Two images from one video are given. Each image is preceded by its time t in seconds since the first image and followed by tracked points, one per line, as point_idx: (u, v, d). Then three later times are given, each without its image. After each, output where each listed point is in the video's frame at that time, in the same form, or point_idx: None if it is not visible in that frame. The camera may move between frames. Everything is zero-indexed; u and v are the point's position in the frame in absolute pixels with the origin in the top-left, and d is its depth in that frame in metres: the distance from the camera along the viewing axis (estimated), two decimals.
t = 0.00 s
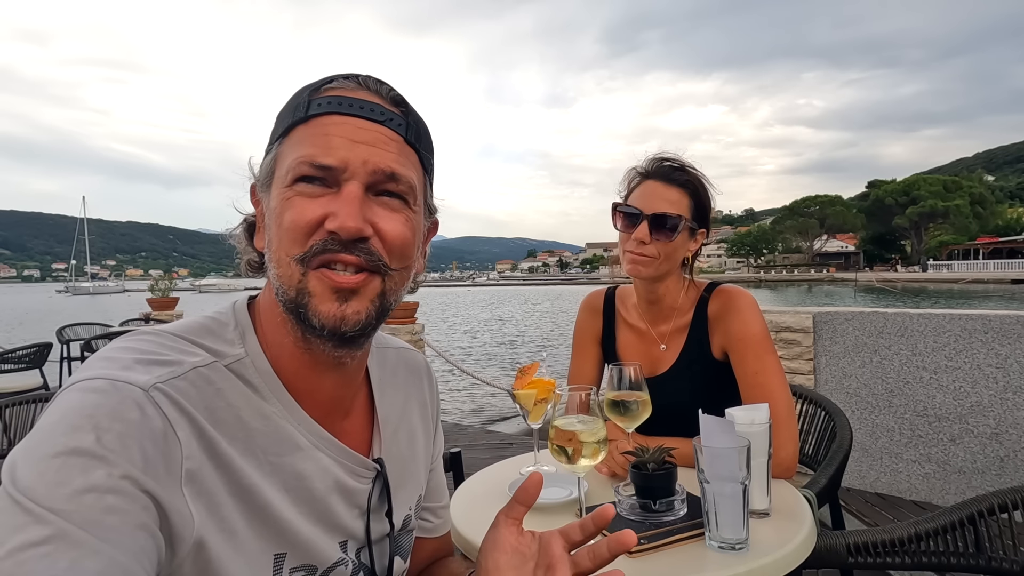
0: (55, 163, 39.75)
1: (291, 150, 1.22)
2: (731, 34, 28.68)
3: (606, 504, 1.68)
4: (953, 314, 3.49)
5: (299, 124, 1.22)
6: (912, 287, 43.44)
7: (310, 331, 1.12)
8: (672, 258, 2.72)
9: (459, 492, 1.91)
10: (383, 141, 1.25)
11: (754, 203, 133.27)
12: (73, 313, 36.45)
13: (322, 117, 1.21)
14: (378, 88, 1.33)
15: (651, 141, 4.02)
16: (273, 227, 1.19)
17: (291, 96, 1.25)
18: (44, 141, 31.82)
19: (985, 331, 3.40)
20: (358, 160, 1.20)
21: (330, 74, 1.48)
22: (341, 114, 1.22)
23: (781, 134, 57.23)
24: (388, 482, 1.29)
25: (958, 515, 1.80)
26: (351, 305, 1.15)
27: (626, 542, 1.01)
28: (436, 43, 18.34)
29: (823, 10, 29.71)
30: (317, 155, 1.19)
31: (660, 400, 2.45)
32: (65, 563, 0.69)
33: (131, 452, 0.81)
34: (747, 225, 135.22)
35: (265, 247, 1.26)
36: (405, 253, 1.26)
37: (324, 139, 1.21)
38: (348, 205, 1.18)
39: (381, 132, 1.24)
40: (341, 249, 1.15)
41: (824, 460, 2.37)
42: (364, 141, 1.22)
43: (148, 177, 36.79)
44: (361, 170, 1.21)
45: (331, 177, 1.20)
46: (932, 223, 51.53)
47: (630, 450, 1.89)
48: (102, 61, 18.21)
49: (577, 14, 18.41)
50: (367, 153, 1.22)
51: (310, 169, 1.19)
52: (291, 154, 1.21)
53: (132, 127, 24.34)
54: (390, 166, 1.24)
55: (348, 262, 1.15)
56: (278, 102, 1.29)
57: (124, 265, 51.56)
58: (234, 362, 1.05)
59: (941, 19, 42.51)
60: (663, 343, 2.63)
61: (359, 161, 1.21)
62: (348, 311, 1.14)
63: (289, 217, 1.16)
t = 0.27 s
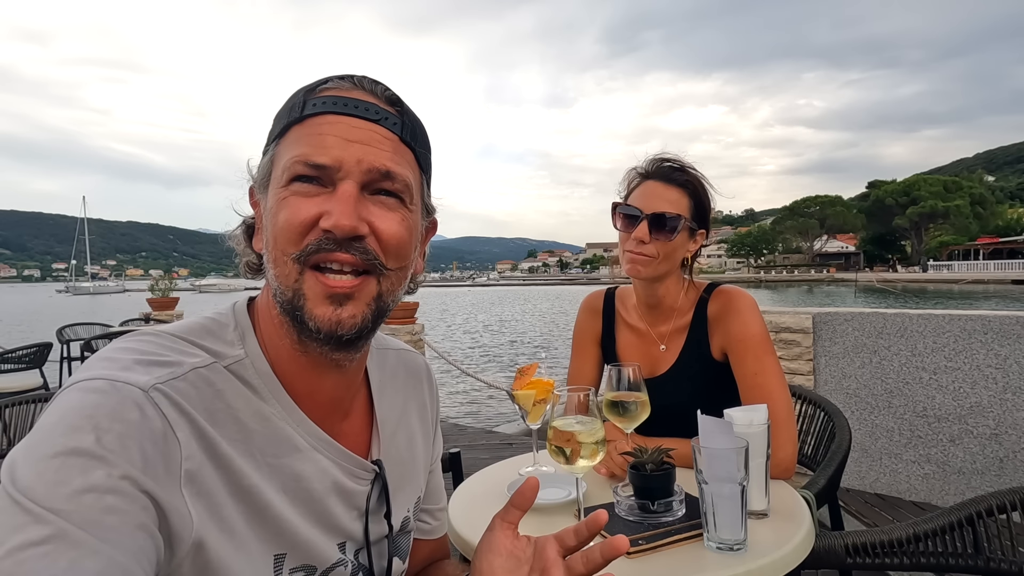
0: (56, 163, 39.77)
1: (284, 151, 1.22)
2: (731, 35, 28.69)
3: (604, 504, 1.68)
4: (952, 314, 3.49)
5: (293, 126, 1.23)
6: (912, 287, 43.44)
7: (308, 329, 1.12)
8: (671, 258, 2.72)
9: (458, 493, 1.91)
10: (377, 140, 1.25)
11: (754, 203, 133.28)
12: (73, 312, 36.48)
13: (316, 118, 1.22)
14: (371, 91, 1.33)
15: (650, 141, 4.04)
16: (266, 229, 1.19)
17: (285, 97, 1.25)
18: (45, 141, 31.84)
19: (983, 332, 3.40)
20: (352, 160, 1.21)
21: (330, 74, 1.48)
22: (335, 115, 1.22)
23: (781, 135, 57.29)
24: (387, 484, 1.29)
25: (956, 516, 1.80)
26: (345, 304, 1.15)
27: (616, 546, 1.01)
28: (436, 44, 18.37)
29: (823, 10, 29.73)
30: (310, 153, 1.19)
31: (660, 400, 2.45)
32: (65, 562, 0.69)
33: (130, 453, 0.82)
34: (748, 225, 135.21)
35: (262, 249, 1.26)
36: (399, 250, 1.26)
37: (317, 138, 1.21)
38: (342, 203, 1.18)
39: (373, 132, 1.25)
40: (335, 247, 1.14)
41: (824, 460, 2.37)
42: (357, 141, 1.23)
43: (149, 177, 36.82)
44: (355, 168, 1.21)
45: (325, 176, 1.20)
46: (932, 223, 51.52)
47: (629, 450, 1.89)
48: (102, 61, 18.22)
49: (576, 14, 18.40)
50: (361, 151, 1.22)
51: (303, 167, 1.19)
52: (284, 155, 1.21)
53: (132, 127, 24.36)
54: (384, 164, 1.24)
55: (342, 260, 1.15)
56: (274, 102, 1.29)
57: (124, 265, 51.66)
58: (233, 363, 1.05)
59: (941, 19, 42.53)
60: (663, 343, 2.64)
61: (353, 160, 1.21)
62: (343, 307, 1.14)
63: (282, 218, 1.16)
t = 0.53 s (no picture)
0: (56, 163, 39.78)
1: (286, 150, 1.22)
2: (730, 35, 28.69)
3: (605, 505, 1.68)
4: (953, 315, 3.49)
5: (295, 124, 1.22)
6: (912, 287, 43.42)
7: (317, 325, 1.12)
8: (672, 257, 2.72)
9: (458, 493, 1.90)
10: (380, 136, 1.25)
11: (754, 203, 133.27)
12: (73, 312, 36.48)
13: (319, 115, 1.22)
14: (374, 90, 1.33)
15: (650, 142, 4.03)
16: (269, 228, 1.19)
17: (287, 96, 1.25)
18: (45, 141, 31.84)
19: (984, 332, 3.39)
20: (356, 156, 1.20)
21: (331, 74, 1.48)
22: (337, 113, 1.22)
23: (781, 135, 57.28)
24: (387, 484, 1.29)
25: (958, 517, 1.80)
26: (352, 298, 1.15)
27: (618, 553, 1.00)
28: (436, 44, 18.38)
29: (822, 10, 29.73)
30: (315, 151, 1.19)
31: (660, 400, 2.46)
32: (64, 563, 0.69)
33: (130, 454, 0.81)
34: (748, 225, 135.22)
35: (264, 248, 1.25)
36: (402, 247, 1.25)
37: (320, 137, 1.21)
38: (346, 199, 1.18)
39: (377, 130, 1.25)
40: (344, 244, 1.14)
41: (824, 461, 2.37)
42: (361, 138, 1.23)
43: (149, 176, 36.83)
44: (359, 165, 1.21)
45: (332, 172, 1.20)
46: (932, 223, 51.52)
47: (629, 451, 1.89)
48: (102, 61, 18.22)
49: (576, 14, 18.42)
50: (365, 148, 1.22)
51: (308, 164, 1.18)
52: (286, 154, 1.21)
53: (133, 127, 24.36)
54: (389, 162, 1.25)
55: (349, 257, 1.15)
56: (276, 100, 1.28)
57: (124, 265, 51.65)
58: (232, 364, 1.04)
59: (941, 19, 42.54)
60: (663, 343, 2.63)
61: (357, 157, 1.21)
62: (351, 303, 1.15)
63: (286, 216, 1.16)
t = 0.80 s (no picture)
0: (56, 163, 39.81)
1: (307, 148, 1.19)
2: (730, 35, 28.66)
3: (604, 507, 1.68)
4: (953, 316, 3.49)
5: (316, 125, 1.21)
6: (912, 287, 43.41)
7: (341, 322, 1.12)
8: (672, 257, 2.72)
9: (457, 495, 1.90)
10: (397, 137, 1.26)
11: (754, 204, 133.28)
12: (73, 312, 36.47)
13: (341, 117, 1.21)
14: (387, 94, 1.34)
15: (649, 142, 4.03)
16: (291, 227, 1.17)
17: (301, 95, 1.23)
18: (45, 141, 31.85)
19: (987, 334, 3.39)
20: (383, 156, 1.21)
21: (331, 74, 1.48)
22: (358, 115, 1.22)
23: (781, 135, 57.27)
24: (385, 486, 1.28)
25: (959, 519, 1.79)
26: (385, 290, 1.15)
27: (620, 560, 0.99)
28: (436, 45, 18.39)
29: (822, 10, 29.75)
30: (343, 151, 1.19)
31: (660, 401, 2.45)
32: (62, 566, 0.68)
33: (128, 458, 0.81)
34: (748, 226, 135.21)
35: (274, 248, 1.24)
36: (419, 246, 1.27)
37: (346, 136, 1.20)
38: (376, 196, 1.18)
39: (394, 132, 1.26)
40: (379, 239, 1.15)
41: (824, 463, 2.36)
42: (384, 139, 1.24)
43: (149, 176, 36.85)
44: (387, 165, 1.22)
45: (359, 172, 1.20)
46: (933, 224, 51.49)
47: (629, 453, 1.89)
48: (102, 61, 18.23)
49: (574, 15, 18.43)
50: (389, 149, 1.23)
51: (337, 164, 1.18)
52: (308, 152, 1.19)
53: (133, 127, 24.38)
54: (411, 163, 1.27)
55: (382, 252, 1.15)
56: (286, 97, 1.26)
57: (124, 265, 51.64)
58: (232, 366, 1.04)
59: (941, 19, 42.53)
60: (663, 344, 2.63)
61: (384, 157, 1.22)
62: (383, 296, 1.15)
63: (311, 214, 1.14)
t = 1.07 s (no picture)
0: (56, 163, 39.82)
1: (305, 149, 1.19)
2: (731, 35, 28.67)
3: (604, 507, 1.68)
4: (953, 317, 3.49)
5: (314, 125, 1.21)
6: (912, 289, 43.42)
7: (339, 321, 1.12)
8: (670, 257, 2.72)
9: (457, 495, 1.90)
10: (395, 136, 1.26)
11: (754, 204, 133.30)
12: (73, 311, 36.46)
13: (340, 117, 1.22)
14: (385, 94, 1.34)
15: (648, 143, 4.04)
16: (289, 227, 1.17)
17: (299, 95, 1.23)
18: (45, 141, 31.86)
19: (985, 334, 3.39)
20: (382, 156, 1.22)
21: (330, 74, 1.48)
22: (357, 115, 1.22)
23: (781, 136, 57.30)
24: (384, 485, 1.28)
25: (960, 519, 1.79)
26: (383, 291, 1.15)
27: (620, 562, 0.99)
28: (436, 46, 18.41)
29: (822, 11, 29.76)
30: (343, 150, 1.19)
31: (660, 401, 2.45)
32: (62, 565, 0.68)
33: (128, 455, 0.81)
34: (748, 227, 135.21)
35: (272, 247, 1.23)
36: (417, 244, 1.27)
37: (346, 136, 1.21)
38: (375, 195, 1.18)
39: (392, 132, 1.26)
40: (378, 239, 1.15)
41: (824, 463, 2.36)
42: (382, 139, 1.24)
43: (149, 176, 36.87)
44: (386, 165, 1.22)
45: (357, 172, 1.20)
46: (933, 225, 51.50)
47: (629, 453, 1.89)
48: (103, 61, 18.25)
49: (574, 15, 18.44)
50: (387, 148, 1.23)
51: (336, 163, 1.18)
52: (307, 152, 1.19)
53: (134, 127, 24.39)
54: (409, 163, 1.27)
55: (381, 251, 1.14)
56: (286, 98, 1.26)
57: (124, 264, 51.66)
58: (231, 365, 1.04)
59: (941, 20, 42.54)
60: (662, 344, 2.63)
61: (383, 156, 1.22)
62: (381, 296, 1.15)
63: (309, 214, 1.14)
